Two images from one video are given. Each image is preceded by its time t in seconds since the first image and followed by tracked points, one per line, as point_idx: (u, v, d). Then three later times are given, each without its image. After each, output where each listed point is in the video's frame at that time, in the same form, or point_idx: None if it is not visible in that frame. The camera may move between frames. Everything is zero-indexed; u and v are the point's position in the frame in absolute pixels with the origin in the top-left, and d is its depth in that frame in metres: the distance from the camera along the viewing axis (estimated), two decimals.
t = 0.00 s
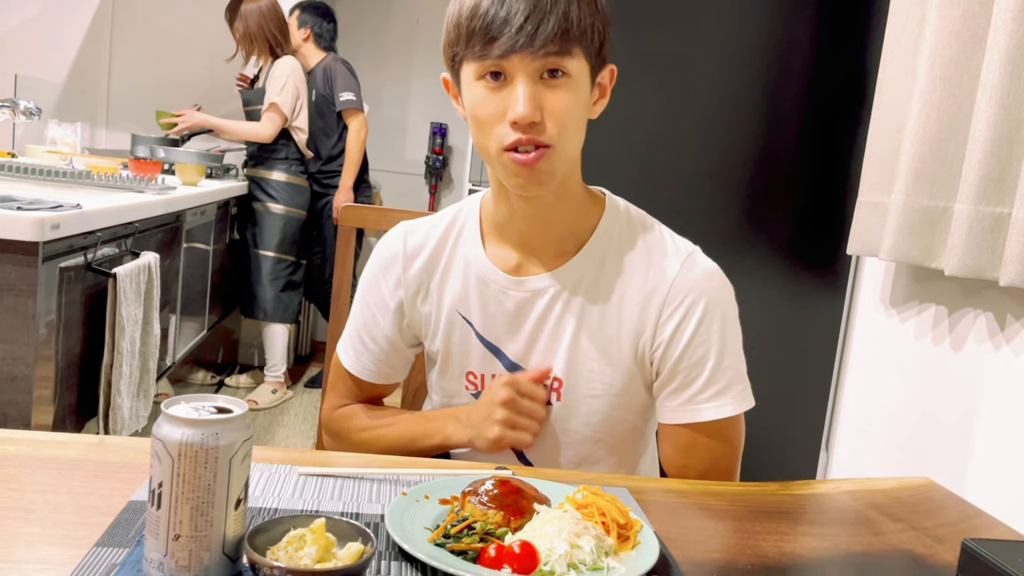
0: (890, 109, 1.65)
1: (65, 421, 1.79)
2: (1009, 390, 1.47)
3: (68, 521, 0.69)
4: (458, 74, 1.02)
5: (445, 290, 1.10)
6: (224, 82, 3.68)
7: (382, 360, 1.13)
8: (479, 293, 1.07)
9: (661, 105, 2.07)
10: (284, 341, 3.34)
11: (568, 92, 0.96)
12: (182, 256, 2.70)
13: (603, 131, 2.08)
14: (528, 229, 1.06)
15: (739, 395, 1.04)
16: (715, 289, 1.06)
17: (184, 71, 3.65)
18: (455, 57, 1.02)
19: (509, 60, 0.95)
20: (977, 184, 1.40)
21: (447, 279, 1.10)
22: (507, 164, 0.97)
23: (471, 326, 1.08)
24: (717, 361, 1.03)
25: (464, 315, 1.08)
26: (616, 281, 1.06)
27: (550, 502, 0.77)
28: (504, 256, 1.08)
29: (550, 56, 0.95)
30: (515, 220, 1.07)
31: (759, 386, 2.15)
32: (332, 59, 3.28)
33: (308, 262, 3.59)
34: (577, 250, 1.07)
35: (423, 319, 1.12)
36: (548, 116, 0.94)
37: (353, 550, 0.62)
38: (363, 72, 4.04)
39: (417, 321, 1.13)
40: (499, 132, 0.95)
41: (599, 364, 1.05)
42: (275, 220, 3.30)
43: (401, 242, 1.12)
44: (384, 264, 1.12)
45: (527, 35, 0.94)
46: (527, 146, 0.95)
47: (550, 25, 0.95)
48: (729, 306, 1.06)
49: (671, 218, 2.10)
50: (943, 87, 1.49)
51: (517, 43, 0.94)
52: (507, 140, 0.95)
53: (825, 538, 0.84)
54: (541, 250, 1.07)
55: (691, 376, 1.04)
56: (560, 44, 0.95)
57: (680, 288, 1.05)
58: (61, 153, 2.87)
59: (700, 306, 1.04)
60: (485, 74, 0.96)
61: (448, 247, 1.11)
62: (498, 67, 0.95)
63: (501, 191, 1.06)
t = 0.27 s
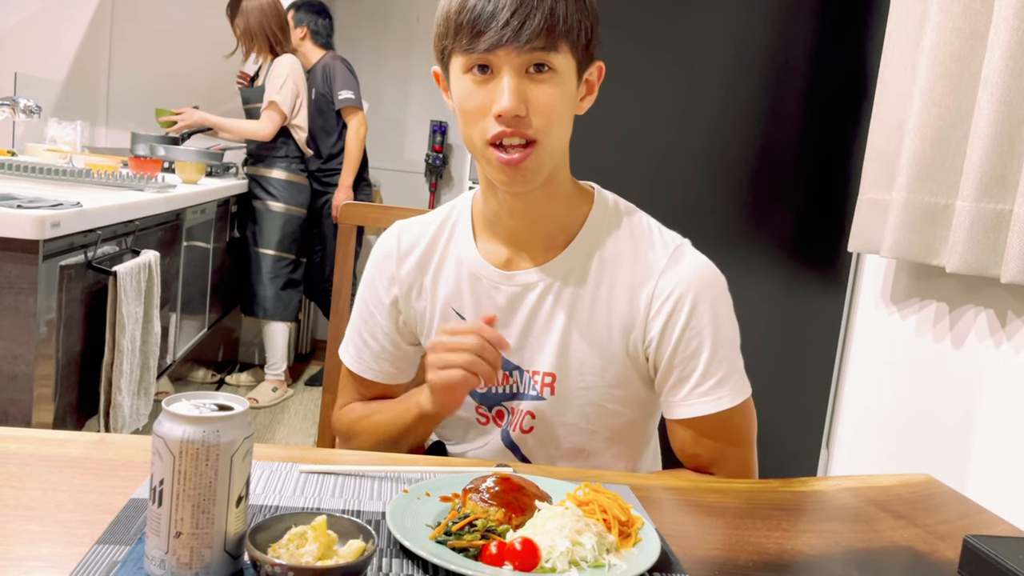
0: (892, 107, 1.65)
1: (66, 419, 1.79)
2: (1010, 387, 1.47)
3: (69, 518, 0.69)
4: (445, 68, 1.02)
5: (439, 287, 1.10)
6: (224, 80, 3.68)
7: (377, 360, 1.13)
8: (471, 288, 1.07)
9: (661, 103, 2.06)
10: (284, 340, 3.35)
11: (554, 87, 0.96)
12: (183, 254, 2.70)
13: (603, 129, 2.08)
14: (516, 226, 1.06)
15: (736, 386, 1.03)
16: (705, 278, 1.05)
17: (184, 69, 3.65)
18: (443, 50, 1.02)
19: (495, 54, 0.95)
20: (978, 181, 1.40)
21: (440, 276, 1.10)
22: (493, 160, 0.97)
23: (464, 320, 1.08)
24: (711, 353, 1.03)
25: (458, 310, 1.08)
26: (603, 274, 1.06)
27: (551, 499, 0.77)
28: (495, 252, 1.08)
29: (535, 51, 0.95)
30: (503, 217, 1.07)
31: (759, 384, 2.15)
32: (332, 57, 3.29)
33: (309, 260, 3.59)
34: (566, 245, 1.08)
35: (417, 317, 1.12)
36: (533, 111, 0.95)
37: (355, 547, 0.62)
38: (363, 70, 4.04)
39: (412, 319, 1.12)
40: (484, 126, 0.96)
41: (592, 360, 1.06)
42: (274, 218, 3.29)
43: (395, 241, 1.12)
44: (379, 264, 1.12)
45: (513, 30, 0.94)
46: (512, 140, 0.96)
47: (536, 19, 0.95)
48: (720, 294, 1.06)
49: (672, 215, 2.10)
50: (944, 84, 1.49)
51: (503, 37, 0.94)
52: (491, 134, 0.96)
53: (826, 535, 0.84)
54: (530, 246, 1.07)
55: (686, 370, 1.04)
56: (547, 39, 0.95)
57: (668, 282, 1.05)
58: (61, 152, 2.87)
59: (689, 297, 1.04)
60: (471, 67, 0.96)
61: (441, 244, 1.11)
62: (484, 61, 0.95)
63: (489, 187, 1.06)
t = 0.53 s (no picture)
0: (892, 104, 1.65)
1: (66, 417, 1.79)
2: (1010, 383, 1.47)
3: (70, 515, 0.69)
4: (443, 58, 1.03)
5: (435, 283, 1.10)
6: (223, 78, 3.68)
7: (390, 358, 1.11)
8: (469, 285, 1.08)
9: (662, 100, 2.04)
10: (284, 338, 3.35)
11: (551, 71, 0.96)
12: (182, 252, 2.69)
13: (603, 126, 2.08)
14: (513, 221, 1.06)
15: (732, 384, 1.03)
16: (701, 276, 1.06)
17: (183, 68, 3.65)
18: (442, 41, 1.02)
19: (492, 35, 0.95)
20: (978, 177, 1.40)
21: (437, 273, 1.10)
22: (488, 144, 0.97)
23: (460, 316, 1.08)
24: (708, 351, 1.03)
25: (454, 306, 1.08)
26: (602, 272, 1.06)
27: (551, 495, 0.77)
28: (491, 249, 1.08)
29: (533, 34, 0.95)
30: (499, 212, 1.07)
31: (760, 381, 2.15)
32: (332, 55, 3.29)
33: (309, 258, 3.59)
34: (563, 242, 1.07)
35: (417, 312, 1.11)
36: (529, 94, 0.95)
37: (355, 543, 0.62)
38: (362, 68, 4.03)
39: (414, 314, 1.11)
40: (479, 109, 0.95)
41: (589, 358, 1.05)
42: (275, 216, 3.30)
43: (392, 237, 1.13)
44: (378, 261, 1.12)
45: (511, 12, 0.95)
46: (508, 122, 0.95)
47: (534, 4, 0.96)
48: (716, 292, 1.06)
49: (673, 212, 2.08)
50: (944, 80, 1.48)
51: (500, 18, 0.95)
52: (485, 117, 0.95)
53: (827, 530, 0.84)
54: (527, 242, 1.07)
55: (683, 369, 1.04)
56: (545, 23, 0.96)
57: (665, 280, 1.05)
58: (60, 150, 2.87)
59: (686, 295, 1.04)
60: (468, 51, 0.97)
61: (437, 242, 1.11)
62: (481, 43, 0.96)
63: (486, 180, 1.05)
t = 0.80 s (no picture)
0: (890, 102, 1.65)
1: (66, 417, 1.79)
2: (1007, 381, 1.48)
3: (69, 515, 0.69)
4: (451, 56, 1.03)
5: (437, 282, 1.10)
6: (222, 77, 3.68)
7: (385, 354, 1.10)
8: (470, 286, 1.07)
9: (661, 98, 2.05)
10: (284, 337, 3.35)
11: (559, 74, 0.96)
12: (182, 252, 2.70)
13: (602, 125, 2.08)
14: (515, 223, 1.06)
15: (725, 392, 1.03)
16: (699, 281, 1.05)
17: (182, 67, 3.65)
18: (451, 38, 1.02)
19: (502, 35, 0.95)
20: (976, 175, 1.40)
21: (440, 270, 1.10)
22: (492, 145, 0.97)
23: (461, 316, 1.08)
24: (700, 358, 1.03)
25: (455, 306, 1.08)
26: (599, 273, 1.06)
27: (550, 494, 0.77)
28: (494, 251, 1.08)
29: (542, 36, 0.95)
30: (501, 213, 1.07)
31: (759, 380, 2.15)
32: (329, 55, 3.29)
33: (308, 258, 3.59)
34: (565, 245, 1.07)
35: (419, 309, 1.11)
36: (536, 97, 0.95)
37: (354, 542, 0.62)
38: (361, 67, 4.03)
39: (415, 311, 1.11)
40: (485, 109, 0.96)
41: (585, 358, 1.07)
42: (274, 215, 3.29)
43: (395, 234, 1.13)
44: (380, 256, 1.12)
45: (522, 14, 0.95)
46: (513, 123, 0.95)
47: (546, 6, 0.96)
48: (713, 297, 1.06)
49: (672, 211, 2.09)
50: (942, 77, 1.48)
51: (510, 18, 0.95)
52: (491, 118, 0.96)
53: (825, 528, 0.84)
54: (529, 244, 1.07)
55: (673, 373, 1.04)
56: (555, 26, 0.96)
57: (662, 281, 1.05)
58: (59, 150, 2.87)
59: (682, 299, 1.04)
60: (477, 50, 0.97)
61: (440, 240, 1.11)
62: (490, 43, 0.96)
63: (489, 180, 1.05)
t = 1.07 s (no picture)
0: (886, 100, 1.65)
1: (66, 416, 1.80)
2: (1004, 378, 1.48)
3: (68, 512, 0.70)
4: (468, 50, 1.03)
5: (440, 278, 1.10)
6: (221, 77, 3.68)
7: (380, 348, 1.10)
8: (473, 282, 1.07)
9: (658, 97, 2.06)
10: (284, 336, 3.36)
11: (576, 79, 0.97)
12: (181, 252, 2.70)
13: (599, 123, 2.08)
14: (523, 220, 1.06)
15: (714, 396, 1.05)
16: (704, 286, 1.06)
17: (181, 68, 3.66)
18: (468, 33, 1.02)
19: (522, 37, 0.96)
20: (971, 173, 1.40)
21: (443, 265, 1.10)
22: (506, 143, 0.97)
23: (463, 313, 1.08)
24: (694, 360, 1.05)
25: (458, 303, 1.08)
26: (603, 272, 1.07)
27: (545, 491, 0.78)
28: (498, 249, 1.08)
29: (563, 40, 0.96)
30: (510, 209, 1.07)
31: (757, 378, 2.16)
32: (326, 54, 3.30)
33: (307, 257, 3.60)
34: (570, 245, 1.08)
35: (420, 303, 1.11)
36: (553, 99, 0.95)
37: (350, 538, 0.63)
38: (360, 66, 4.04)
39: (415, 305, 1.11)
40: (501, 108, 0.96)
41: (586, 355, 1.06)
42: (274, 215, 3.30)
43: (397, 226, 1.13)
44: (381, 248, 1.11)
45: (543, 15, 0.95)
46: (528, 124, 0.95)
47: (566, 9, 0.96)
48: (716, 305, 1.07)
49: (670, 210, 2.10)
50: (937, 76, 1.49)
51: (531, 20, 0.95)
52: (505, 118, 0.96)
53: (819, 523, 0.85)
54: (534, 242, 1.07)
55: (666, 374, 1.05)
56: (575, 31, 0.96)
57: (668, 280, 1.06)
58: (58, 151, 2.87)
59: (685, 303, 1.05)
60: (496, 49, 0.97)
61: (443, 235, 1.11)
62: (509, 43, 0.96)
63: (498, 174, 1.05)
